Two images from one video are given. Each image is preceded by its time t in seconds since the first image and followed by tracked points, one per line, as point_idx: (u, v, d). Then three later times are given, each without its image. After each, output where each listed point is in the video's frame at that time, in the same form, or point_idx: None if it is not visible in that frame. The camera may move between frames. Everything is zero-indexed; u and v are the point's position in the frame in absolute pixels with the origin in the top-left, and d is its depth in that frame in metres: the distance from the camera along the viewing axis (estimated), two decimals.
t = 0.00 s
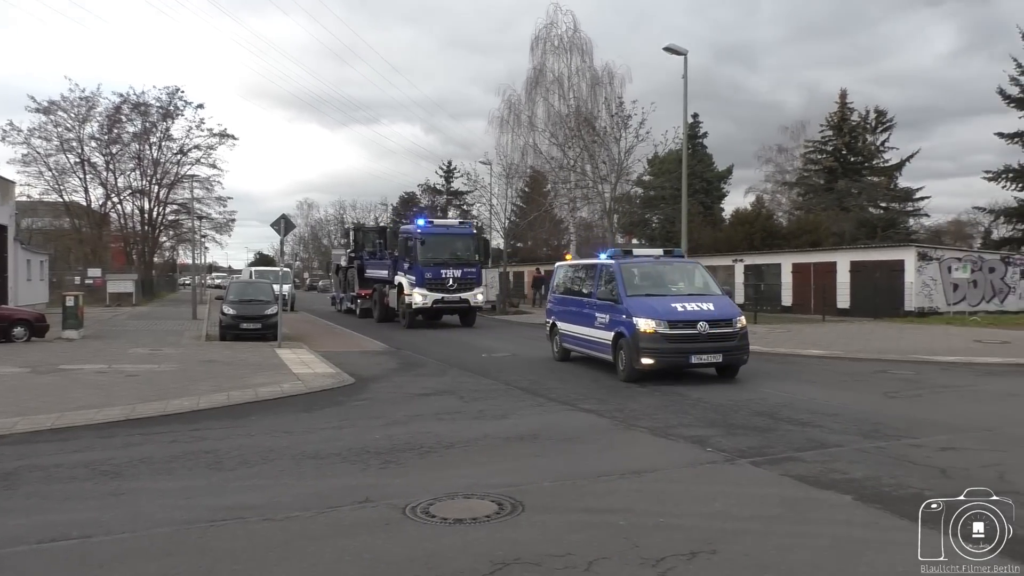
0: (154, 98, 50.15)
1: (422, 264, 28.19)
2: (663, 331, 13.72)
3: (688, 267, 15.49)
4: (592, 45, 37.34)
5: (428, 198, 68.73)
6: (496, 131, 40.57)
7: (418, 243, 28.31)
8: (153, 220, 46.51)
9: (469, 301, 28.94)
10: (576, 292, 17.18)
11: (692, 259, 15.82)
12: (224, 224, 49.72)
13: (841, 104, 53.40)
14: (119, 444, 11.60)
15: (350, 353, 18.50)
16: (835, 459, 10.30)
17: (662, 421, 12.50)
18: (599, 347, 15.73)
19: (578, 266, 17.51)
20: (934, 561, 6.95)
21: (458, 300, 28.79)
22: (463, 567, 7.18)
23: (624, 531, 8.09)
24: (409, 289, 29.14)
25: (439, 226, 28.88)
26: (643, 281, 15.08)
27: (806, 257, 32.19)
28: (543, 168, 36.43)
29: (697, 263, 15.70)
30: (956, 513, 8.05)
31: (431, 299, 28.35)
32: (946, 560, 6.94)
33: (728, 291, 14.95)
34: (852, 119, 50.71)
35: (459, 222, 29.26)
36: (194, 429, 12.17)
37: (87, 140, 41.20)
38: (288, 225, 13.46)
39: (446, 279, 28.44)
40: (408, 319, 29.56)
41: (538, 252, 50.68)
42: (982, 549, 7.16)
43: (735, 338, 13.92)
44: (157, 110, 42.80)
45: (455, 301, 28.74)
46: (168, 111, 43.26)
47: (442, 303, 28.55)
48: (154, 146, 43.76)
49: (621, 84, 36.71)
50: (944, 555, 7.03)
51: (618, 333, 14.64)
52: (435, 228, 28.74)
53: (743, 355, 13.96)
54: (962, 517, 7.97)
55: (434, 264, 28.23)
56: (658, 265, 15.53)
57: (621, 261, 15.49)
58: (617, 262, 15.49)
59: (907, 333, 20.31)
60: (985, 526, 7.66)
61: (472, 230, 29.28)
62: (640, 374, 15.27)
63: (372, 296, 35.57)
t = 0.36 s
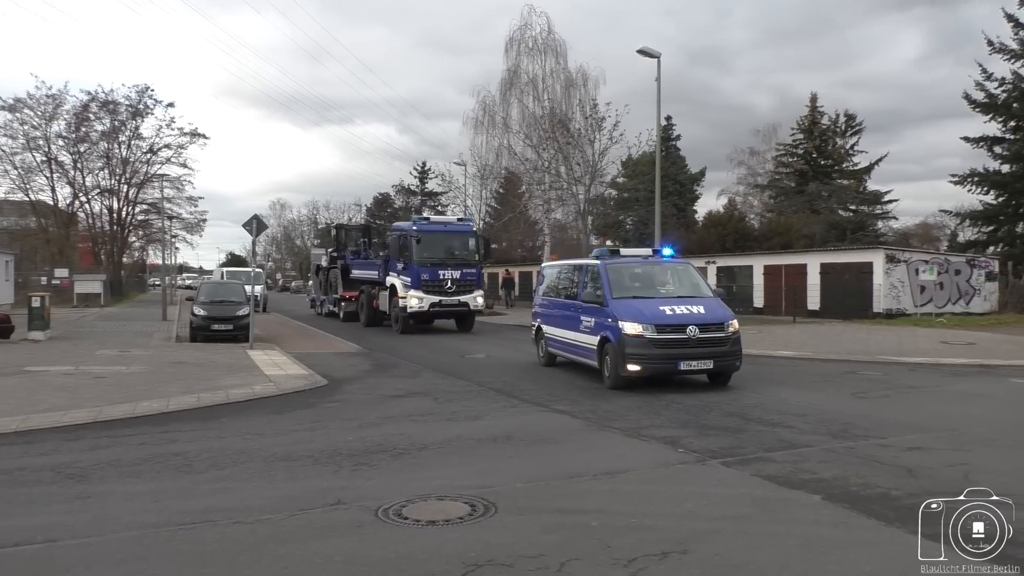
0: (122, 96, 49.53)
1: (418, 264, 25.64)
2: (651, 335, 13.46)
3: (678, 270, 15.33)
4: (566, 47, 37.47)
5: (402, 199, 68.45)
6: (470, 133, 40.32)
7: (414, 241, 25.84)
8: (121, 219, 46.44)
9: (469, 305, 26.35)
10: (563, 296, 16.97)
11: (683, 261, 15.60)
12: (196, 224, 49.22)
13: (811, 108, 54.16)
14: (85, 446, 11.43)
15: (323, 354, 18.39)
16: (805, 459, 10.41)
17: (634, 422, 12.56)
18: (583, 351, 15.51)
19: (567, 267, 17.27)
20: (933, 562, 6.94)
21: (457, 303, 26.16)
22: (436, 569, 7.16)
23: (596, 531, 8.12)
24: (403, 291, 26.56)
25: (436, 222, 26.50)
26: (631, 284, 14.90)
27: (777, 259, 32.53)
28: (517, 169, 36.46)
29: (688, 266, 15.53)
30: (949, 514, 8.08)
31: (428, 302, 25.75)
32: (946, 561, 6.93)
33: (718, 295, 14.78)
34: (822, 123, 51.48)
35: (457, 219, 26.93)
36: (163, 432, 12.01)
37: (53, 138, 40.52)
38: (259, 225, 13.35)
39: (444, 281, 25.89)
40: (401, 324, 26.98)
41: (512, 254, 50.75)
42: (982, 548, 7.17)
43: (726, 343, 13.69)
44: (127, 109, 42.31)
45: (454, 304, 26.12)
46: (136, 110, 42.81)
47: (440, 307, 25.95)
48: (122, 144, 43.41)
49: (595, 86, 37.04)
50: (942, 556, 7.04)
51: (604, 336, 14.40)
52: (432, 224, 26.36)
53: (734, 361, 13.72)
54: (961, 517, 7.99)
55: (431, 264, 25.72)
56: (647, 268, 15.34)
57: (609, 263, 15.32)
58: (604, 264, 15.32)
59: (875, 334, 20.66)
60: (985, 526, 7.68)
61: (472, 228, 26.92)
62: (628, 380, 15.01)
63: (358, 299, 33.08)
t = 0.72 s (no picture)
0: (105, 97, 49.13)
1: (428, 265, 23.23)
2: (646, 338, 13.46)
3: (674, 271, 15.38)
4: (552, 49, 37.42)
5: (389, 200, 68.07)
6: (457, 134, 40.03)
7: (423, 240, 23.41)
8: (106, 221, 46.33)
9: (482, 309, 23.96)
10: (556, 298, 16.96)
11: (677, 263, 15.61)
12: (181, 225, 48.95)
13: (796, 110, 54.58)
14: (69, 448, 11.35)
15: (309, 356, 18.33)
16: (790, 459, 10.47)
17: (621, 423, 12.61)
18: (578, 354, 15.47)
19: (560, 268, 17.22)
20: (931, 561, 6.95)
21: (470, 307, 23.76)
22: (424, 571, 7.15)
23: (583, 532, 8.13)
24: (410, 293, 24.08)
25: (446, 219, 24.11)
26: (626, 285, 14.93)
27: (764, 260, 32.72)
28: (505, 171, 36.45)
29: (685, 266, 15.58)
30: (942, 513, 8.10)
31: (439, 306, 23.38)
32: (944, 560, 6.93)
33: (714, 296, 14.82)
34: (807, 125, 51.86)
35: (469, 215, 24.59)
36: (148, 434, 11.94)
37: (36, 139, 40.23)
38: (246, 226, 13.30)
39: (457, 282, 23.52)
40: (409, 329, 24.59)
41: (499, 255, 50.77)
42: (980, 548, 7.20)
43: (722, 347, 13.71)
44: (111, 109, 42.07)
45: (467, 308, 23.73)
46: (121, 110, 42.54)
47: (452, 311, 23.56)
48: (106, 145, 43.15)
49: (582, 87, 37.10)
50: (943, 555, 7.04)
51: (598, 339, 14.41)
52: (442, 221, 23.99)
53: (730, 365, 13.75)
54: (958, 516, 8.01)
55: (442, 264, 23.32)
56: (642, 270, 15.35)
57: (603, 264, 15.37)
58: (598, 265, 15.36)
59: (859, 335, 20.81)
60: (985, 526, 7.70)
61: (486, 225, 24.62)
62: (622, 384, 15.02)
63: (356, 303, 30.80)
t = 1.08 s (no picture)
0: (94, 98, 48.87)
1: (440, 265, 21.99)
2: (640, 339, 13.47)
3: (668, 271, 15.41)
4: (543, 50, 37.39)
5: (379, 201, 67.84)
6: (448, 135, 39.66)
7: (435, 238, 22.17)
8: (94, 222, 46.00)
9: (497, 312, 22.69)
10: (550, 300, 16.94)
11: (672, 263, 15.63)
12: (170, 227, 48.72)
13: (786, 112, 54.82)
14: (57, 451, 11.28)
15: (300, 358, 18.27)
16: (780, 459, 10.49)
17: (613, 424, 12.62)
18: (572, 357, 15.45)
19: (554, 269, 17.21)
20: (930, 560, 6.96)
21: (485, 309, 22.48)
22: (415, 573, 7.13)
23: (574, 533, 8.13)
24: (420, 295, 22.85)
25: (459, 216, 22.90)
26: (620, 286, 14.94)
27: (754, 261, 32.84)
28: (495, 172, 36.45)
29: (680, 267, 15.60)
30: (935, 514, 8.13)
31: (452, 309, 22.07)
32: (944, 560, 6.95)
33: (709, 297, 14.83)
34: (797, 126, 52.06)
35: (483, 212, 23.36)
36: (137, 436, 11.87)
37: (24, 139, 39.99)
38: (236, 227, 13.25)
39: (470, 284, 22.27)
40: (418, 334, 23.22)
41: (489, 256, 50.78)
42: (980, 548, 7.22)
43: (716, 349, 13.73)
44: (99, 110, 41.83)
45: (480, 311, 22.45)
46: (109, 111, 42.31)
47: (466, 314, 22.26)
48: (95, 146, 42.88)
49: (572, 88, 37.10)
50: (943, 555, 7.05)
51: (592, 341, 14.41)
52: (455, 218, 22.79)
53: (724, 367, 13.77)
54: (957, 516, 8.03)
55: (455, 265, 22.09)
56: (637, 271, 15.36)
57: (597, 265, 15.39)
58: (592, 266, 15.38)
59: (848, 336, 20.88)
60: (985, 526, 7.71)
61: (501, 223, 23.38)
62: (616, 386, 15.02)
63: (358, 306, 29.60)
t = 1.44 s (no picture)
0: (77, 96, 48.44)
1: (443, 266, 21.53)
2: (627, 342, 13.50)
3: (656, 273, 15.45)
4: (529, 52, 37.39)
5: (365, 202, 67.68)
6: (434, 136, 39.30)
7: (438, 237, 21.71)
8: (76, 223, 45.54)
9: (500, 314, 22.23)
10: (537, 302, 16.94)
11: (660, 265, 15.66)
12: (154, 227, 48.38)
13: (770, 115, 55.17)
14: (37, 453, 11.17)
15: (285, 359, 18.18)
16: (764, 460, 10.54)
17: (599, 425, 12.63)
18: (559, 359, 15.46)
19: (542, 270, 17.18)
20: (931, 560, 7.00)
21: (488, 311, 22.00)
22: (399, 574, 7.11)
23: (559, 534, 8.13)
24: (421, 296, 22.36)
25: (462, 214, 22.45)
26: (608, 288, 14.96)
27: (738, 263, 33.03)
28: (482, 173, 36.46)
29: (667, 268, 15.65)
30: (923, 513, 8.18)
31: (455, 311, 21.60)
32: (945, 560, 6.99)
33: (697, 299, 14.88)
34: (782, 130, 52.36)
35: (487, 211, 22.90)
36: (119, 438, 11.78)
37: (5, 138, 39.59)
38: (219, 228, 13.17)
39: (474, 285, 21.80)
40: (419, 336, 22.75)
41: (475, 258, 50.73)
42: (980, 548, 7.25)
43: (703, 351, 13.78)
44: (82, 109, 41.43)
45: (484, 313, 21.97)
46: (92, 111, 41.89)
47: (469, 316, 21.77)
48: (77, 146, 42.49)
49: (558, 90, 37.11)
50: (943, 555, 7.08)
51: (579, 343, 14.43)
52: (458, 217, 22.35)
53: (712, 369, 13.82)
54: (958, 516, 8.06)
55: (459, 265, 21.62)
56: (624, 273, 15.38)
57: (584, 266, 15.41)
58: (579, 267, 15.40)
59: (831, 337, 21.03)
60: (984, 526, 7.74)
61: (506, 222, 22.92)
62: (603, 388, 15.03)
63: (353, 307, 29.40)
